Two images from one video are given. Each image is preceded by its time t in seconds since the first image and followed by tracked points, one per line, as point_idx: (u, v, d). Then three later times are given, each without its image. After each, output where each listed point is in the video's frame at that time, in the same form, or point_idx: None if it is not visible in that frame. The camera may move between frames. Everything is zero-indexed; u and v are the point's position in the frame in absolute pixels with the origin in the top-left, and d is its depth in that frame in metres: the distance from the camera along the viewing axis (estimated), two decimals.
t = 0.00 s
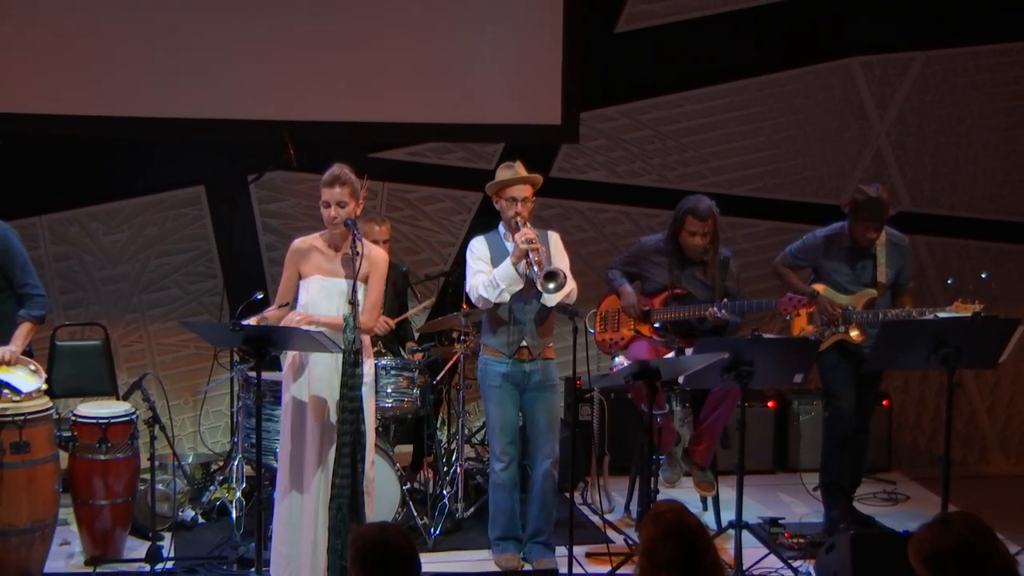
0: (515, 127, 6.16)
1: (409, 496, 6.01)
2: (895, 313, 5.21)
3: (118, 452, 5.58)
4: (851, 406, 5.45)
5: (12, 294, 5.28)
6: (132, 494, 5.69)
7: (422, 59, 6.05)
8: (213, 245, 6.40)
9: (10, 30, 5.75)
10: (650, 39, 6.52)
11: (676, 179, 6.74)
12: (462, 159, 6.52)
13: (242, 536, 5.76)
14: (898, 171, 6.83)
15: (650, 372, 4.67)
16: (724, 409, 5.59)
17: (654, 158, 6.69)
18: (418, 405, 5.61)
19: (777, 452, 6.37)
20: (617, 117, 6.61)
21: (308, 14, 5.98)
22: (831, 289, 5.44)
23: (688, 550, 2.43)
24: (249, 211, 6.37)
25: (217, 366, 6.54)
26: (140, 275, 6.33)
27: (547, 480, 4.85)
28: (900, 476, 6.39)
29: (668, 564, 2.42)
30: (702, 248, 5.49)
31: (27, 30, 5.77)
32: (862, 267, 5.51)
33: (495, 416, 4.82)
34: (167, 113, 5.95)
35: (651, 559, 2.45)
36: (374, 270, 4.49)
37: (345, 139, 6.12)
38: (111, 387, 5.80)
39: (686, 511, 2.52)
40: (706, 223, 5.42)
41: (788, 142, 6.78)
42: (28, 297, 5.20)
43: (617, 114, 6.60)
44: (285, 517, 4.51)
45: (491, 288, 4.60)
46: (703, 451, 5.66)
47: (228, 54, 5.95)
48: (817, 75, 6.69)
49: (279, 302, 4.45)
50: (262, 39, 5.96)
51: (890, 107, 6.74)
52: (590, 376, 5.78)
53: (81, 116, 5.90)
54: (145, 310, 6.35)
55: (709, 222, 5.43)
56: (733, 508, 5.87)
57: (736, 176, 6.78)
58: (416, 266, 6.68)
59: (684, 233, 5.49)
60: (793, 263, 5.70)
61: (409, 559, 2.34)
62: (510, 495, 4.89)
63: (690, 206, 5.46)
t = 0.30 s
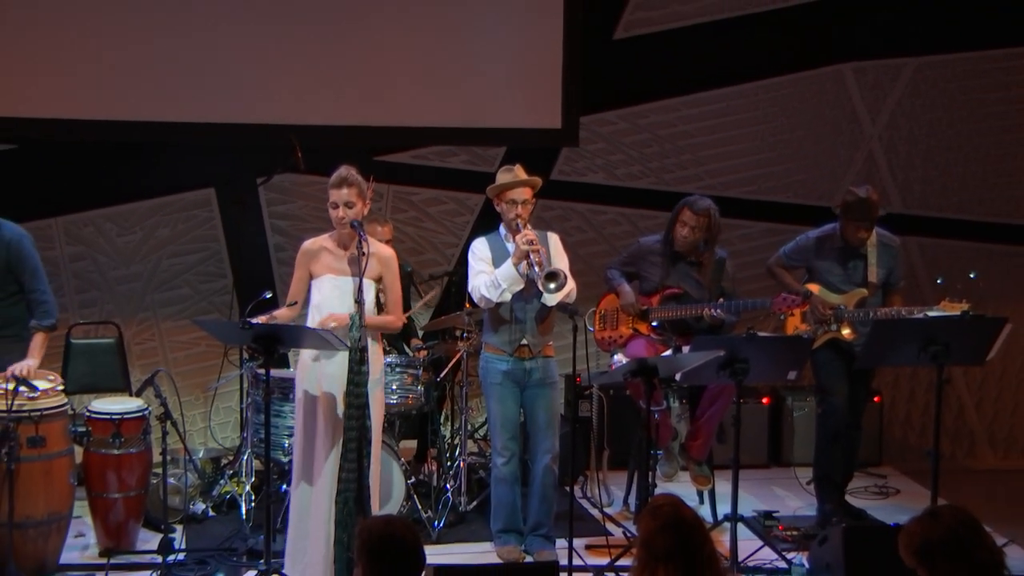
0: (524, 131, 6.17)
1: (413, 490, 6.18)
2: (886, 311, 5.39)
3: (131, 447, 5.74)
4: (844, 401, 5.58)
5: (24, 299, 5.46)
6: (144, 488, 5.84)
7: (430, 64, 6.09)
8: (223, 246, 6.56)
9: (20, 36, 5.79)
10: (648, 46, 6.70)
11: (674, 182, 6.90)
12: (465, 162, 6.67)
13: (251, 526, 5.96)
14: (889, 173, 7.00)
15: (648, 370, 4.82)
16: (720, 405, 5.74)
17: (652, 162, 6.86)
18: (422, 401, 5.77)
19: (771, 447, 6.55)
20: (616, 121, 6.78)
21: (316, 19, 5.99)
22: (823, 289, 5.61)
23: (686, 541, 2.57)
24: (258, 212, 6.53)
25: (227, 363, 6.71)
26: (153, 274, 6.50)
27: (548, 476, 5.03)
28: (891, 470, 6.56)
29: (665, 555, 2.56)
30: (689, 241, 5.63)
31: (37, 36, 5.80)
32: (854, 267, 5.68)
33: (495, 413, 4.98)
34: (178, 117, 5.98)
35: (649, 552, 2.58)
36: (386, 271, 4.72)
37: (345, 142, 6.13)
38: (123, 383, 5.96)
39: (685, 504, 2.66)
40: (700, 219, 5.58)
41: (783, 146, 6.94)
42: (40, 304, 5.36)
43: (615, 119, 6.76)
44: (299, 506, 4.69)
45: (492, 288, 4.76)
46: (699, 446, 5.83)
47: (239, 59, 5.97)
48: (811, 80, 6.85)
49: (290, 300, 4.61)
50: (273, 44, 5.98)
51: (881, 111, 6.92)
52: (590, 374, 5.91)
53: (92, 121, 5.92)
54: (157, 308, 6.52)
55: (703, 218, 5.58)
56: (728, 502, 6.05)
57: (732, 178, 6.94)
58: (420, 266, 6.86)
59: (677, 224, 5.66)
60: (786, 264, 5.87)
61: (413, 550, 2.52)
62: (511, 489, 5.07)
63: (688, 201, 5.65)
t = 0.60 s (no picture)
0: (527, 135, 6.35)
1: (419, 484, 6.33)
2: (879, 310, 5.53)
3: (146, 442, 5.91)
4: (838, 397, 5.74)
5: (37, 301, 5.69)
6: (158, 482, 6.01)
7: (438, 69, 6.25)
8: (234, 246, 6.72)
9: (39, 42, 5.95)
10: (646, 53, 6.88)
11: (673, 184, 7.05)
12: (470, 165, 6.85)
13: (262, 519, 6.16)
14: (883, 176, 7.15)
15: (647, 367, 4.99)
16: (717, 401, 5.88)
17: (651, 165, 7.02)
18: (428, 398, 5.92)
19: (766, 442, 6.73)
20: (616, 125, 6.95)
21: (327, 24, 6.17)
22: (818, 288, 5.76)
23: (686, 534, 2.71)
24: (267, 214, 6.70)
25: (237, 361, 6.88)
26: (166, 274, 6.66)
27: (550, 470, 5.20)
28: (883, 465, 6.72)
29: (665, 546, 2.70)
30: (688, 240, 5.78)
31: (55, 41, 5.96)
32: (848, 266, 5.84)
33: (498, 410, 5.15)
34: (194, 121, 6.12)
35: (650, 544, 2.73)
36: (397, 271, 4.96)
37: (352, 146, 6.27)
38: (138, 380, 6.12)
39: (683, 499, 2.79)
40: (698, 217, 5.73)
41: (780, 149, 7.11)
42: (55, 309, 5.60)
43: (615, 123, 6.94)
44: (317, 502, 4.89)
45: (496, 287, 4.94)
46: (697, 441, 5.97)
47: (254, 64, 6.13)
48: (805, 86, 7.05)
49: (301, 300, 4.80)
50: (286, 48, 6.14)
51: (874, 115, 7.10)
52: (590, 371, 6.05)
53: (110, 124, 6.08)
54: (170, 307, 6.68)
55: (700, 218, 5.74)
56: (725, 495, 6.26)
57: (730, 181, 7.10)
58: (425, 267, 6.98)
59: (675, 224, 5.82)
60: (782, 264, 6.02)
61: (419, 544, 2.71)
62: (514, 483, 5.24)
63: (685, 201, 5.81)
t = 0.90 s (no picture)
0: (532, 139, 6.49)
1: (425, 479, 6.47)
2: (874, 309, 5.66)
3: (158, 437, 6.06)
4: (835, 395, 5.88)
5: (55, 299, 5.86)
6: (170, 476, 6.17)
7: (444, 74, 6.39)
8: (244, 247, 6.87)
9: (56, 48, 6.10)
10: (647, 58, 7.02)
11: (673, 186, 7.20)
12: (475, 168, 7.00)
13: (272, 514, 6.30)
14: (878, 179, 7.30)
15: (648, 364, 5.13)
16: (717, 398, 6.04)
17: (651, 167, 7.16)
18: (434, 394, 6.05)
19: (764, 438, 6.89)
20: (618, 128, 7.09)
21: (336, 30, 6.30)
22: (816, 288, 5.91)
23: (692, 517, 2.75)
24: (277, 216, 6.85)
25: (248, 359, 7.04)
26: (178, 274, 6.81)
27: (553, 466, 5.35)
28: (879, 461, 6.86)
29: (673, 528, 2.74)
30: (687, 240, 5.92)
31: (72, 47, 6.11)
32: (844, 266, 5.97)
33: (503, 407, 5.30)
34: (206, 124, 6.26)
35: (657, 527, 2.77)
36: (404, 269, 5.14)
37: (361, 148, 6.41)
38: (151, 377, 6.27)
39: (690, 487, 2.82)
40: (697, 216, 5.88)
41: (778, 152, 7.25)
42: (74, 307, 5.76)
43: (617, 126, 7.08)
44: (324, 496, 5.06)
45: (500, 286, 5.09)
46: (697, 437, 6.08)
47: (264, 69, 6.27)
48: (802, 90, 7.20)
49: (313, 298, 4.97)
50: (296, 54, 6.28)
51: (870, 118, 7.25)
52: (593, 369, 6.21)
53: (125, 129, 6.22)
54: (182, 307, 6.83)
55: (699, 218, 5.88)
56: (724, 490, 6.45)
57: (729, 183, 7.24)
58: (432, 267, 7.12)
59: (675, 224, 5.96)
60: (780, 264, 6.16)
61: (424, 536, 2.83)
62: (518, 478, 5.39)
63: (685, 201, 5.96)
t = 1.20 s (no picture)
0: (537, 142, 6.60)
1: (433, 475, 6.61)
2: (871, 308, 5.80)
3: (172, 433, 6.21)
4: (833, 392, 6.01)
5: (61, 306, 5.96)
6: (183, 471, 6.31)
7: (450, 79, 6.52)
8: (255, 247, 7.02)
9: (72, 52, 6.24)
10: (649, 62, 7.16)
11: (675, 188, 7.34)
12: (481, 170, 7.15)
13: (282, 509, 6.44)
14: (876, 180, 7.43)
15: (651, 362, 5.23)
16: (717, 396, 6.17)
17: (654, 169, 7.30)
18: (441, 392, 6.19)
19: (765, 434, 7.04)
20: (621, 131, 7.24)
21: (346, 36, 6.44)
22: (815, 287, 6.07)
23: (699, 509, 2.85)
24: (287, 216, 6.99)
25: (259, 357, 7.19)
26: (191, 274, 6.96)
27: (558, 462, 5.49)
28: (876, 457, 7.00)
29: (682, 519, 2.85)
30: (689, 241, 6.06)
31: (88, 52, 6.24)
32: (843, 266, 6.10)
33: (509, 405, 5.44)
34: (220, 128, 6.39)
35: (665, 519, 2.88)
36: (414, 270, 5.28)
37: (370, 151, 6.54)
38: (164, 374, 6.43)
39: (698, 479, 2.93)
40: (698, 218, 6.01)
41: (778, 155, 7.39)
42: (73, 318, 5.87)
43: (620, 129, 7.23)
44: (345, 494, 5.21)
45: (507, 286, 5.23)
46: (699, 433, 6.26)
47: (276, 74, 6.40)
48: (802, 94, 7.34)
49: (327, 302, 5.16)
50: (306, 59, 6.41)
51: (868, 121, 7.39)
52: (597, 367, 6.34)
53: (140, 132, 6.37)
54: (195, 306, 6.99)
55: (700, 219, 6.02)
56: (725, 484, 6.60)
57: (729, 185, 7.38)
58: (439, 267, 7.25)
59: (677, 226, 6.10)
60: (780, 264, 6.29)
61: (432, 529, 2.99)
62: (523, 474, 5.53)
63: (686, 203, 6.10)
